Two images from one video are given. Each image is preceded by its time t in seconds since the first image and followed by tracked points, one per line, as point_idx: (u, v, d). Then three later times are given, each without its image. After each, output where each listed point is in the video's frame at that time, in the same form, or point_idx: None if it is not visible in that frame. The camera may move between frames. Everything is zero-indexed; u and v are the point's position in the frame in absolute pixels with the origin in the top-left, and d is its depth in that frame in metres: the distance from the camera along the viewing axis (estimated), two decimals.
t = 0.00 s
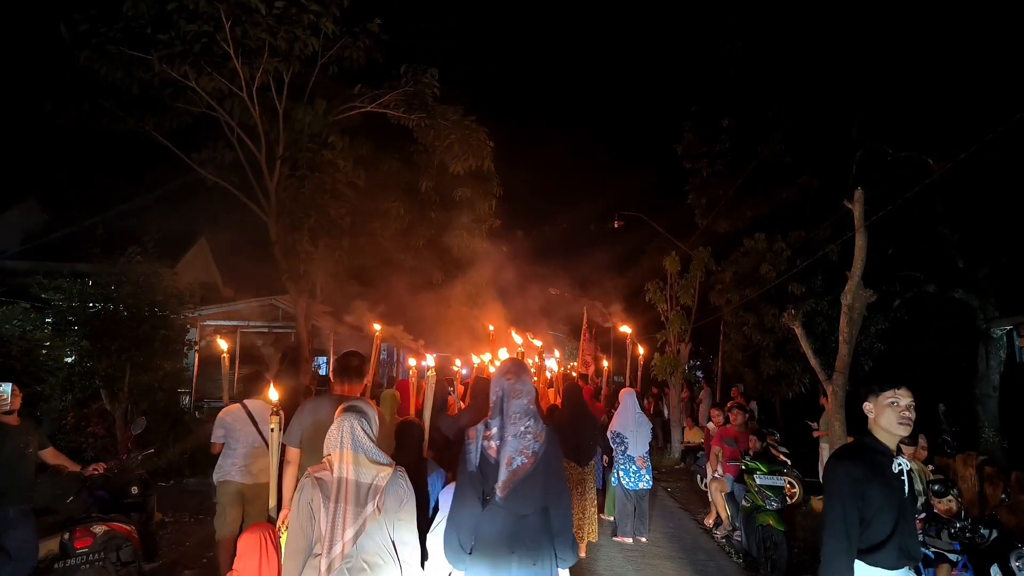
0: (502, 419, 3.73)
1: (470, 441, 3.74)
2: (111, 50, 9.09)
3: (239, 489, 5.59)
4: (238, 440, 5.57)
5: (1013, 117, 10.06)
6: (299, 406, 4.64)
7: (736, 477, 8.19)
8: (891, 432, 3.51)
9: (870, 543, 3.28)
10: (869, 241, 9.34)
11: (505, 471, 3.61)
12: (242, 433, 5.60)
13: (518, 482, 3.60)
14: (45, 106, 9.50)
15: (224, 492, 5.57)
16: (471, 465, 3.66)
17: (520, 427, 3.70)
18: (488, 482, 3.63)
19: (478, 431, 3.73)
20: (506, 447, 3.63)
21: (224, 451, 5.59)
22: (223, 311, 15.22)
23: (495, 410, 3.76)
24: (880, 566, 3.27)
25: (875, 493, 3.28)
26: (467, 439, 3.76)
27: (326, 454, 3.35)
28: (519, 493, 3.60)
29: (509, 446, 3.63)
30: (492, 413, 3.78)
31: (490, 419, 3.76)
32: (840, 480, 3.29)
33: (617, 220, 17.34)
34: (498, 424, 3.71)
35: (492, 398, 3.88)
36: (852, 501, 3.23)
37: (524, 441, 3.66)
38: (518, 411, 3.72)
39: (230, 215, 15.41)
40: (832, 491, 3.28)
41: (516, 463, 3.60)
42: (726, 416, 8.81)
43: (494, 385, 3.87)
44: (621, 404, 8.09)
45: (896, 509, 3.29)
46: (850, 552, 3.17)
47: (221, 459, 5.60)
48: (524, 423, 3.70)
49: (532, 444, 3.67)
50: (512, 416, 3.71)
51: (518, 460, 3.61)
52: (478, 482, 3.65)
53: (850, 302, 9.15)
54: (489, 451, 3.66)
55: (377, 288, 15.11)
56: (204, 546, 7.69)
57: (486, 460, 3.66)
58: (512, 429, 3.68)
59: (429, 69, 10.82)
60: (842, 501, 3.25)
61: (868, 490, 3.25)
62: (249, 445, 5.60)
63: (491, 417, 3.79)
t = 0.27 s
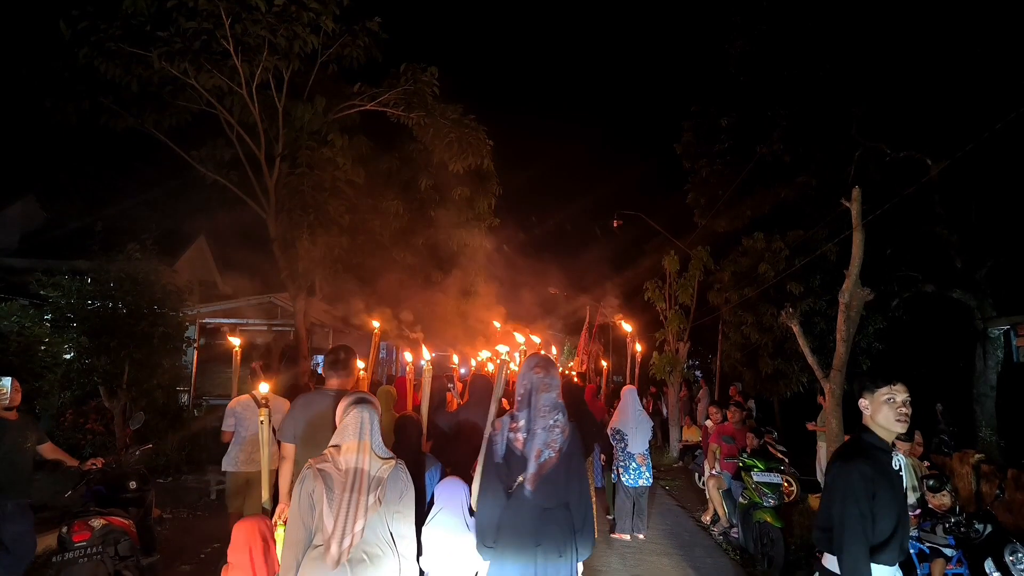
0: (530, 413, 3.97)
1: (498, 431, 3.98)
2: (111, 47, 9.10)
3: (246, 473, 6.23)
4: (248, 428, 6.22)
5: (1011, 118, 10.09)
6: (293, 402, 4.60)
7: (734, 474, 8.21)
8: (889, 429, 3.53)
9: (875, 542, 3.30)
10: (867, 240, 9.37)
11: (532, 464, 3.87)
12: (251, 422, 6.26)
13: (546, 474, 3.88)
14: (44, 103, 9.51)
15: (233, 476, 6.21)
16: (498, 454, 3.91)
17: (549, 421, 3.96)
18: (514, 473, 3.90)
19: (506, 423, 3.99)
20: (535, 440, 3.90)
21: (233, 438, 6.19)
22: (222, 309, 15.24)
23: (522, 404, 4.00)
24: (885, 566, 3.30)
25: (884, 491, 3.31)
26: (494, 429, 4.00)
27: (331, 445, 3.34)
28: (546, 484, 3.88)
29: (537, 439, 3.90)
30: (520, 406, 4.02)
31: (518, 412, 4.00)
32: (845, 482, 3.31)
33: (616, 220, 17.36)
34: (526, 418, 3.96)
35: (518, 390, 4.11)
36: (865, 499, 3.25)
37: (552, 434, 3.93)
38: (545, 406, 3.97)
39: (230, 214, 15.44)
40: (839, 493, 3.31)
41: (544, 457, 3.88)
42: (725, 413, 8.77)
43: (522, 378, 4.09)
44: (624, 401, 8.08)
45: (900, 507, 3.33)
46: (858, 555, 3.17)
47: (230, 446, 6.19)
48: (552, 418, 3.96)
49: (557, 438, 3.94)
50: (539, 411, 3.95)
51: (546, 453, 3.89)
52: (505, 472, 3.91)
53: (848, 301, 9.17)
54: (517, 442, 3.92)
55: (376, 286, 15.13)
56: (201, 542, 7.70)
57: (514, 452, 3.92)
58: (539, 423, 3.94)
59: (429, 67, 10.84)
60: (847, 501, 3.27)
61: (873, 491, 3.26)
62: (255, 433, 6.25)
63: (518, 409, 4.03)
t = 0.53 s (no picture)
0: (544, 410, 4.04)
1: (510, 427, 4.05)
2: (109, 46, 9.09)
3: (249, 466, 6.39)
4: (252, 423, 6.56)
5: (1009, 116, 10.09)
6: (286, 401, 4.58)
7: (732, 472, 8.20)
8: (888, 423, 3.56)
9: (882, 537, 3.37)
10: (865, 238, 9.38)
11: (553, 460, 3.97)
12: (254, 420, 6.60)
13: (568, 470, 4.01)
14: (43, 102, 9.51)
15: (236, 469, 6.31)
16: (511, 450, 4.00)
17: (565, 417, 4.04)
18: (524, 468, 3.99)
19: (518, 419, 4.05)
20: (554, 437, 4.00)
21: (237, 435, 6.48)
22: (221, 308, 15.25)
23: (537, 401, 4.06)
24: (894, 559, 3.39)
25: (890, 488, 3.36)
26: (507, 424, 4.07)
27: (334, 440, 3.32)
28: (566, 479, 4.02)
29: (556, 436, 3.99)
30: (534, 403, 4.08)
31: (532, 409, 4.07)
32: (854, 480, 3.36)
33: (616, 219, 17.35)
34: (540, 415, 4.03)
35: (530, 386, 4.17)
36: (873, 498, 3.31)
37: (570, 430, 4.03)
38: (562, 403, 4.04)
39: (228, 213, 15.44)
40: (849, 490, 3.36)
41: (565, 452, 3.98)
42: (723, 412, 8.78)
43: (536, 374, 4.15)
44: (629, 399, 8.03)
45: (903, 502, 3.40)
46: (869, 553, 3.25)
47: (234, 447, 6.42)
48: (568, 414, 4.04)
49: (575, 434, 4.05)
50: (556, 408, 4.02)
51: (566, 449, 4.00)
52: (517, 467, 4.01)
53: (847, 298, 9.17)
54: (531, 438, 4.00)
55: (375, 285, 15.13)
56: (200, 540, 7.70)
57: (526, 447, 4.01)
58: (556, 420, 4.02)
59: (427, 66, 10.84)
60: (857, 501, 3.32)
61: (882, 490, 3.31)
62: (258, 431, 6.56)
63: (531, 405, 4.09)
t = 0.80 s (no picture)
0: (545, 407, 4.04)
1: (511, 426, 4.03)
2: (108, 43, 9.07)
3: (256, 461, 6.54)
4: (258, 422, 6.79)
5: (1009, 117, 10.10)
6: (282, 399, 4.56)
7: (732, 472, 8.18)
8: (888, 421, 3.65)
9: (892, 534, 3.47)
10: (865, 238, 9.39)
11: (552, 457, 3.98)
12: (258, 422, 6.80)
13: (572, 466, 4.04)
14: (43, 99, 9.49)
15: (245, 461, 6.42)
16: (512, 448, 3.98)
17: (567, 414, 4.06)
18: (525, 466, 3.98)
19: (519, 418, 4.03)
20: (557, 434, 4.01)
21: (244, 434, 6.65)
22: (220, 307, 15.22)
23: (538, 399, 4.06)
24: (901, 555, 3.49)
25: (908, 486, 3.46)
26: (507, 423, 4.05)
27: (333, 438, 3.31)
28: (570, 475, 4.04)
29: (559, 432, 4.02)
30: (534, 400, 4.07)
31: (532, 407, 4.06)
32: (885, 480, 3.38)
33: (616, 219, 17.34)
34: (542, 412, 4.03)
35: (530, 384, 4.16)
36: (900, 497, 3.36)
37: (573, 426, 4.06)
38: (564, 400, 4.06)
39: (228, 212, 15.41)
40: (881, 490, 3.37)
41: (568, 450, 4.01)
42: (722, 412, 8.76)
43: (537, 371, 4.14)
44: (631, 399, 8.03)
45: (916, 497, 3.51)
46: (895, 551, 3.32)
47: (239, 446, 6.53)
48: (571, 411, 4.06)
49: (577, 430, 4.09)
50: (558, 405, 4.03)
51: (570, 446, 4.03)
52: (518, 465, 4.00)
53: (847, 297, 9.17)
54: (533, 436, 4.00)
55: (374, 284, 15.11)
56: (198, 539, 7.67)
57: (528, 445, 4.00)
58: (559, 417, 4.03)
59: (427, 64, 10.83)
60: (887, 502, 3.35)
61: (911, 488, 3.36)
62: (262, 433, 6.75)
63: (532, 403, 4.08)
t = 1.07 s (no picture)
0: (543, 402, 4.06)
1: (509, 423, 4.05)
2: (108, 44, 9.07)
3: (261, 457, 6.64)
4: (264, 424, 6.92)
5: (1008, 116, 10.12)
6: (279, 399, 4.54)
7: (732, 471, 8.17)
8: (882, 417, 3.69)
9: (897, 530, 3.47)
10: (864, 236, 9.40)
11: (552, 449, 3.98)
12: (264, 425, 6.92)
13: (572, 458, 4.04)
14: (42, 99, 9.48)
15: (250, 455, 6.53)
16: (511, 445, 4.01)
17: (567, 405, 4.07)
18: (523, 463, 4.00)
19: (517, 414, 4.05)
20: (557, 425, 4.02)
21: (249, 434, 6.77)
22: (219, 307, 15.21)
23: (536, 393, 4.08)
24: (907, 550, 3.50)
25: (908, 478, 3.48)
26: (505, 421, 4.07)
27: (332, 436, 3.32)
28: (571, 467, 4.05)
29: (559, 423, 4.02)
30: (532, 395, 4.09)
31: (530, 402, 4.07)
32: (888, 476, 3.37)
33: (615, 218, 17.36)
34: (540, 407, 4.05)
35: (528, 379, 4.17)
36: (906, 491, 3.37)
37: (573, 417, 4.07)
38: (562, 392, 4.08)
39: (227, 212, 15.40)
40: (886, 487, 3.35)
41: (569, 439, 4.02)
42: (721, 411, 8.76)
43: (534, 366, 4.16)
44: (630, 400, 8.03)
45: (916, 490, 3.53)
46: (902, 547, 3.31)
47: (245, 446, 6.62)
48: (570, 401, 4.08)
49: (578, 420, 4.10)
50: (557, 397, 4.05)
51: (570, 436, 4.04)
52: (517, 461, 4.02)
53: (846, 296, 9.18)
54: (531, 430, 4.01)
55: (375, 284, 15.12)
56: (198, 540, 7.66)
57: (527, 440, 4.02)
58: (558, 409, 4.04)
59: (427, 64, 10.84)
60: (893, 499, 3.34)
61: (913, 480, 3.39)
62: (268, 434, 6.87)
63: (530, 398, 4.09)
